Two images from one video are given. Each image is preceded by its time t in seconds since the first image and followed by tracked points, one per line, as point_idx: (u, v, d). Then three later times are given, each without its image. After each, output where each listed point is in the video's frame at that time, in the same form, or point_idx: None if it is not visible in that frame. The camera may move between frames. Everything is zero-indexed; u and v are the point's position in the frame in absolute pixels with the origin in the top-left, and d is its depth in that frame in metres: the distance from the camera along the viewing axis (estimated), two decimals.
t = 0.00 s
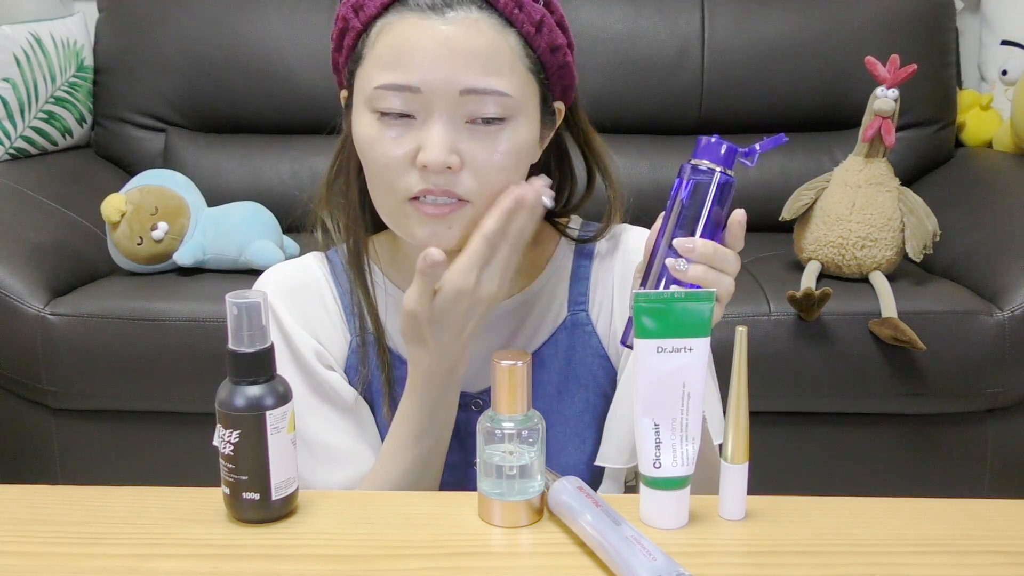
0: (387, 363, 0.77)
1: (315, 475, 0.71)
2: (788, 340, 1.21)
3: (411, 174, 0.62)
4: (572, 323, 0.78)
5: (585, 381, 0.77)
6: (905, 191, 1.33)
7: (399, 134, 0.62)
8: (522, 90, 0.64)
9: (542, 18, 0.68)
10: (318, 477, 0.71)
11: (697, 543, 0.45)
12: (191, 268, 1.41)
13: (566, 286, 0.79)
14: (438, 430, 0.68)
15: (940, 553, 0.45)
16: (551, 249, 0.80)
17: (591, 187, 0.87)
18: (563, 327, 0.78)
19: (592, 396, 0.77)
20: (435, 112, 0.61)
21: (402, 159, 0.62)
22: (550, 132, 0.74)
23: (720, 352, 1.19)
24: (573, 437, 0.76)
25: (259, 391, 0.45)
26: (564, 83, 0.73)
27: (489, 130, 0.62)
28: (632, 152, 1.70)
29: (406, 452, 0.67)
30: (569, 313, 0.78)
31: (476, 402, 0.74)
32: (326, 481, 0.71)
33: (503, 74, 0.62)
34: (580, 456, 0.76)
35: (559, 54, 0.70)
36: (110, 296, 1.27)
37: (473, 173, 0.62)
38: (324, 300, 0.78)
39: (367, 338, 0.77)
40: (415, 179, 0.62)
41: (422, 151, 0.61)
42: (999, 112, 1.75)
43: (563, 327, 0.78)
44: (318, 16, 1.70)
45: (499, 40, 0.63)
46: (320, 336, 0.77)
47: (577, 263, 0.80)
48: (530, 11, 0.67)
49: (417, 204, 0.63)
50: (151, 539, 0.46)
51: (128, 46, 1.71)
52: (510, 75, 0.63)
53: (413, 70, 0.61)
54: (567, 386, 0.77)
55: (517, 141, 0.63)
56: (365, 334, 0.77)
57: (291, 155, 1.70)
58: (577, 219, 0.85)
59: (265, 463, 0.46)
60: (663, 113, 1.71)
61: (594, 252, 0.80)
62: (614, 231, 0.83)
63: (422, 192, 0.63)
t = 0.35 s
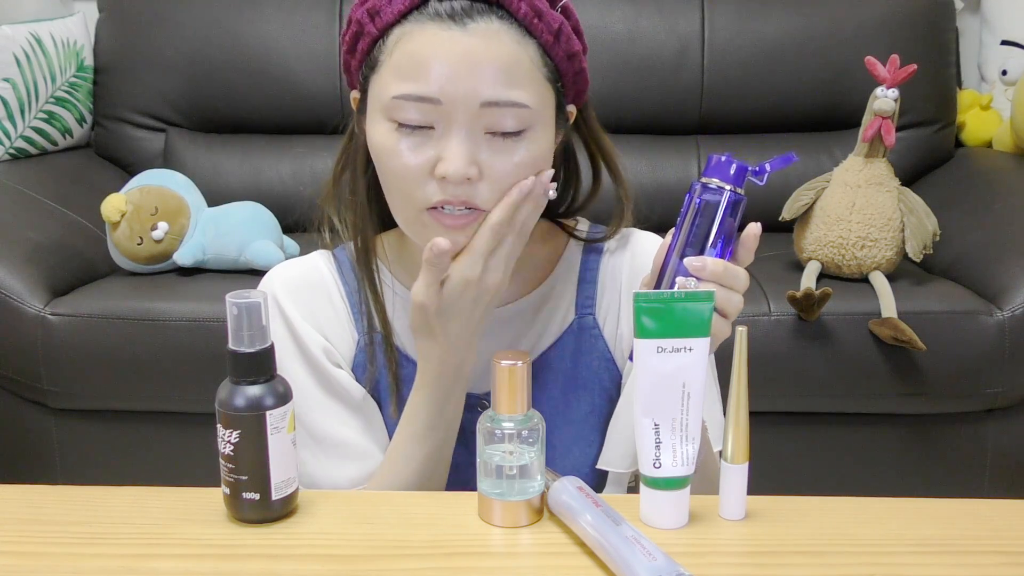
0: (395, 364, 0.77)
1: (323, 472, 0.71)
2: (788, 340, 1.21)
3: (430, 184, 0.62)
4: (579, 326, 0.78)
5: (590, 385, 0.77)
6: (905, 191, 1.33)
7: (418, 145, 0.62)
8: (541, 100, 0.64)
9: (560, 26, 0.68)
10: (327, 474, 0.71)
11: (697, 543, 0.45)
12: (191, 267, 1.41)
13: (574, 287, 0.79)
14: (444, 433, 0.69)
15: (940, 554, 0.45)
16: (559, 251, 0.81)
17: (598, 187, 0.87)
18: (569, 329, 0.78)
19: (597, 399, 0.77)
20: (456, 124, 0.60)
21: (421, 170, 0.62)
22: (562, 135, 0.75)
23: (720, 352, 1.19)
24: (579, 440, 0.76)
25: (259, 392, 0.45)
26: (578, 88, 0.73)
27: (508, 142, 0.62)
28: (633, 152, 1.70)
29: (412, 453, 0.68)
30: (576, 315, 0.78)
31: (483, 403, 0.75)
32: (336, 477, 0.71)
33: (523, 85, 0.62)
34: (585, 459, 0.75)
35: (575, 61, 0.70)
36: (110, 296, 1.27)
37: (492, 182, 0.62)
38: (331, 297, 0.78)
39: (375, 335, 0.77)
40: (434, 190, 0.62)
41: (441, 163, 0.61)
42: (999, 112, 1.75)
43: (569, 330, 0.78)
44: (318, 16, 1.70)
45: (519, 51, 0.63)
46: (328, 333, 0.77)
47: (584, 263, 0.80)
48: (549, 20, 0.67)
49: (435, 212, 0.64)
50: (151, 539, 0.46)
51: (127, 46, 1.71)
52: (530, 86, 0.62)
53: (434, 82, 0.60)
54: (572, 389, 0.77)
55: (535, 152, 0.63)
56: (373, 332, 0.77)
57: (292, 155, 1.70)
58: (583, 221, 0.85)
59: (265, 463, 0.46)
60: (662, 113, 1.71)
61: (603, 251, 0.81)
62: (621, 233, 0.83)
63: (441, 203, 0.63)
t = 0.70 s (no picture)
0: (396, 361, 0.77)
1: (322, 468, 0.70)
2: (788, 340, 1.21)
3: (432, 179, 0.62)
4: (580, 327, 0.78)
5: (592, 385, 0.77)
6: (905, 191, 1.33)
7: (421, 139, 0.62)
8: (545, 100, 0.64)
9: (568, 26, 0.68)
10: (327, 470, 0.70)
11: (697, 543, 0.45)
12: (191, 267, 1.41)
13: (576, 287, 0.79)
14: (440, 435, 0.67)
15: (940, 553, 0.45)
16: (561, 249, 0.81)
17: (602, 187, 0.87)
18: (571, 329, 0.78)
19: (599, 399, 0.77)
20: (459, 119, 0.61)
21: (423, 165, 0.62)
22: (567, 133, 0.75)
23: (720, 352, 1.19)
24: (581, 440, 0.76)
25: (259, 391, 0.45)
26: (583, 89, 0.73)
27: (510, 139, 0.62)
28: (633, 153, 1.70)
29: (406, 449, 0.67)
30: (580, 315, 0.78)
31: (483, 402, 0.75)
32: (333, 474, 0.69)
33: (528, 83, 0.63)
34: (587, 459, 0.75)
35: (581, 62, 0.71)
36: (111, 296, 1.27)
37: (494, 181, 0.62)
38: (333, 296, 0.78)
39: (378, 333, 0.77)
40: (436, 184, 0.63)
41: (443, 157, 0.61)
42: (1000, 112, 1.75)
43: (572, 330, 0.78)
44: (318, 16, 1.70)
45: (526, 50, 0.64)
46: (330, 331, 0.77)
47: (587, 262, 0.80)
48: (556, 20, 0.67)
49: (435, 207, 0.64)
50: (151, 539, 0.46)
51: (128, 46, 1.71)
52: (534, 85, 0.63)
53: (439, 77, 0.60)
54: (574, 389, 0.77)
55: (538, 150, 0.63)
56: (376, 330, 0.77)
57: (291, 155, 1.70)
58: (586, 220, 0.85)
59: (265, 463, 0.46)
60: (663, 113, 1.71)
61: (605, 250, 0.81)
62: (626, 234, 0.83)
63: (441, 198, 0.63)
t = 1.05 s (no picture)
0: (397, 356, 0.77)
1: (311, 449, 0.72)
2: (788, 340, 1.21)
3: (445, 193, 0.62)
4: (583, 326, 0.78)
5: (594, 385, 0.77)
6: (905, 191, 1.33)
7: (433, 152, 0.62)
8: (557, 110, 0.64)
9: (579, 36, 0.68)
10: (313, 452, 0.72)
11: (697, 543, 0.45)
12: (191, 267, 1.41)
13: (580, 287, 0.79)
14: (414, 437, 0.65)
15: (939, 553, 0.45)
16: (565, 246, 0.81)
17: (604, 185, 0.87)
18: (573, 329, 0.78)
19: (602, 399, 0.77)
20: (472, 136, 0.60)
21: (435, 178, 0.62)
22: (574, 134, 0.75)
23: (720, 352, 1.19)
24: (582, 440, 0.76)
25: (259, 392, 0.45)
26: (592, 93, 0.73)
27: (522, 153, 0.62)
28: (633, 152, 1.70)
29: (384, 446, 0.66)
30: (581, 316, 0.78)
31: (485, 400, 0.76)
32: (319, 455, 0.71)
33: (541, 97, 0.62)
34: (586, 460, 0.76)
35: (591, 69, 0.71)
36: (111, 296, 1.27)
37: (504, 193, 0.62)
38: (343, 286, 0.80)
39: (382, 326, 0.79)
40: (449, 199, 0.62)
41: (456, 174, 0.61)
42: (1000, 112, 1.75)
43: (575, 329, 0.78)
44: (318, 16, 1.70)
45: (539, 62, 0.63)
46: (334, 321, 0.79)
47: (590, 260, 0.80)
48: (568, 31, 0.67)
49: (447, 220, 0.64)
50: (151, 539, 0.46)
51: (128, 46, 1.71)
52: (547, 98, 0.63)
53: (451, 93, 0.60)
54: (576, 389, 0.77)
55: (547, 162, 0.64)
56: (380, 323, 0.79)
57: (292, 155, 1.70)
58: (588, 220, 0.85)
59: (265, 463, 0.46)
60: (663, 113, 1.71)
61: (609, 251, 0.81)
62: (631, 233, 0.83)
63: (453, 211, 0.63)
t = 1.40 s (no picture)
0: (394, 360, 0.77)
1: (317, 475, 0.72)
2: (788, 340, 1.21)
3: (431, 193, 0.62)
4: (578, 318, 0.78)
5: (592, 376, 0.77)
6: (905, 191, 1.33)
7: (420, 152, 0.61)
8: (544, 113, 0.64)
9: (569, 35, 0.68)
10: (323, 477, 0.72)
11: (696, 543, 0.45)
12: (191, 268, 1.41)
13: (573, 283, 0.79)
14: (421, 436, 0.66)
15: (939, 553, 0.45)
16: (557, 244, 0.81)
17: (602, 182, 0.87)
18: (568, 322, 0.78)
19: (599, 390, 0.77)
20: (459, 134, 0.60)
21: (422, 179, 0.61)
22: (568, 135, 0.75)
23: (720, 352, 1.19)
24: (581, 432, 0.76)
25: (259, 391, 0.45)
26: (585, 92, 0.73)
27: (509, 153, 0.62)
28: (633, 152, 1.69)
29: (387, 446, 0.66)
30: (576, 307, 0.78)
31: (482, 397, 0.74)
32: (325, 481, 0.71)
33: (528, 97, 0.62)
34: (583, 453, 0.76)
35: (583, 69, 0.71)
36: (111, 296, 1.27)
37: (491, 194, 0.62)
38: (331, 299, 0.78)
39: (375, 334, 0.77)
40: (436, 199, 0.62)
41: (442, 173, 0.61)
42: (999, 112, 1.75)
43: (569, 322, 0.78)
44: (318, 16, 1.70)
45: (525, 64, 0.63)
46: (326, 333, 0.77)
47: (584, 261, 0.80)
48: (559, 30, 0.67)
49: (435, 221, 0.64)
50: (150, 539, 0.46)
51: (127, 46, 1.71)
52: (534, 99, 0.63)
53: (438, 92, 0.60)
54: (572, 379, 0.77)
55: (535, 164, 0.63)
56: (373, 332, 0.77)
57: (292, 154, 1.70)
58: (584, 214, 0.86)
59: (265, 463, 0.46)
60: (663, 113, 1.71)
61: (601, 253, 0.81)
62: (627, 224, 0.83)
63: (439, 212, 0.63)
